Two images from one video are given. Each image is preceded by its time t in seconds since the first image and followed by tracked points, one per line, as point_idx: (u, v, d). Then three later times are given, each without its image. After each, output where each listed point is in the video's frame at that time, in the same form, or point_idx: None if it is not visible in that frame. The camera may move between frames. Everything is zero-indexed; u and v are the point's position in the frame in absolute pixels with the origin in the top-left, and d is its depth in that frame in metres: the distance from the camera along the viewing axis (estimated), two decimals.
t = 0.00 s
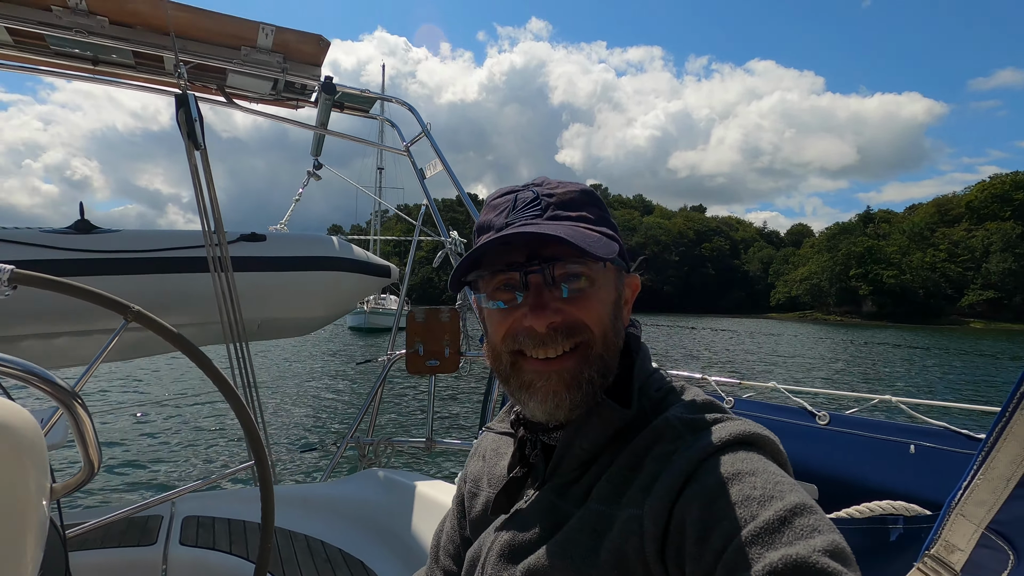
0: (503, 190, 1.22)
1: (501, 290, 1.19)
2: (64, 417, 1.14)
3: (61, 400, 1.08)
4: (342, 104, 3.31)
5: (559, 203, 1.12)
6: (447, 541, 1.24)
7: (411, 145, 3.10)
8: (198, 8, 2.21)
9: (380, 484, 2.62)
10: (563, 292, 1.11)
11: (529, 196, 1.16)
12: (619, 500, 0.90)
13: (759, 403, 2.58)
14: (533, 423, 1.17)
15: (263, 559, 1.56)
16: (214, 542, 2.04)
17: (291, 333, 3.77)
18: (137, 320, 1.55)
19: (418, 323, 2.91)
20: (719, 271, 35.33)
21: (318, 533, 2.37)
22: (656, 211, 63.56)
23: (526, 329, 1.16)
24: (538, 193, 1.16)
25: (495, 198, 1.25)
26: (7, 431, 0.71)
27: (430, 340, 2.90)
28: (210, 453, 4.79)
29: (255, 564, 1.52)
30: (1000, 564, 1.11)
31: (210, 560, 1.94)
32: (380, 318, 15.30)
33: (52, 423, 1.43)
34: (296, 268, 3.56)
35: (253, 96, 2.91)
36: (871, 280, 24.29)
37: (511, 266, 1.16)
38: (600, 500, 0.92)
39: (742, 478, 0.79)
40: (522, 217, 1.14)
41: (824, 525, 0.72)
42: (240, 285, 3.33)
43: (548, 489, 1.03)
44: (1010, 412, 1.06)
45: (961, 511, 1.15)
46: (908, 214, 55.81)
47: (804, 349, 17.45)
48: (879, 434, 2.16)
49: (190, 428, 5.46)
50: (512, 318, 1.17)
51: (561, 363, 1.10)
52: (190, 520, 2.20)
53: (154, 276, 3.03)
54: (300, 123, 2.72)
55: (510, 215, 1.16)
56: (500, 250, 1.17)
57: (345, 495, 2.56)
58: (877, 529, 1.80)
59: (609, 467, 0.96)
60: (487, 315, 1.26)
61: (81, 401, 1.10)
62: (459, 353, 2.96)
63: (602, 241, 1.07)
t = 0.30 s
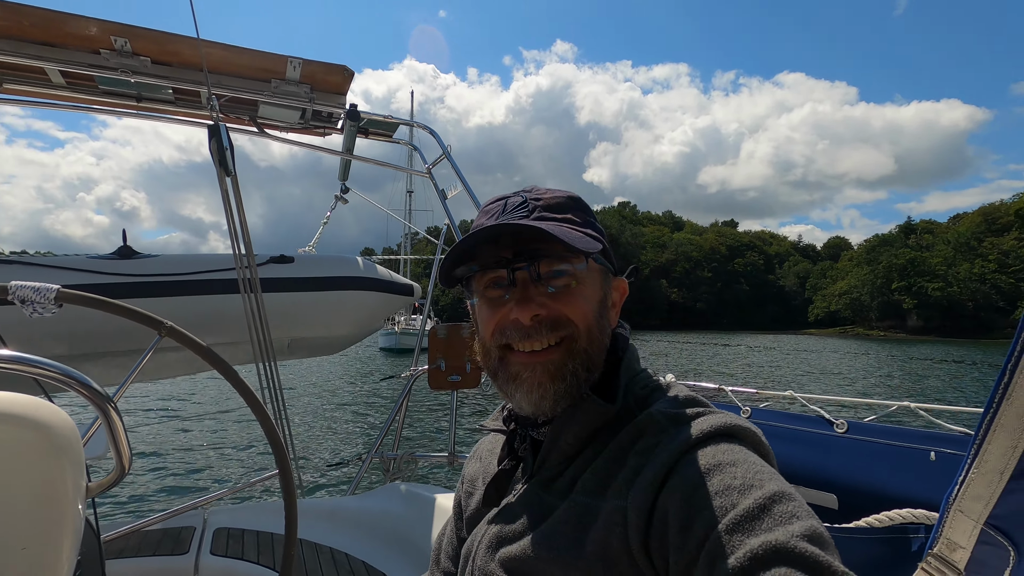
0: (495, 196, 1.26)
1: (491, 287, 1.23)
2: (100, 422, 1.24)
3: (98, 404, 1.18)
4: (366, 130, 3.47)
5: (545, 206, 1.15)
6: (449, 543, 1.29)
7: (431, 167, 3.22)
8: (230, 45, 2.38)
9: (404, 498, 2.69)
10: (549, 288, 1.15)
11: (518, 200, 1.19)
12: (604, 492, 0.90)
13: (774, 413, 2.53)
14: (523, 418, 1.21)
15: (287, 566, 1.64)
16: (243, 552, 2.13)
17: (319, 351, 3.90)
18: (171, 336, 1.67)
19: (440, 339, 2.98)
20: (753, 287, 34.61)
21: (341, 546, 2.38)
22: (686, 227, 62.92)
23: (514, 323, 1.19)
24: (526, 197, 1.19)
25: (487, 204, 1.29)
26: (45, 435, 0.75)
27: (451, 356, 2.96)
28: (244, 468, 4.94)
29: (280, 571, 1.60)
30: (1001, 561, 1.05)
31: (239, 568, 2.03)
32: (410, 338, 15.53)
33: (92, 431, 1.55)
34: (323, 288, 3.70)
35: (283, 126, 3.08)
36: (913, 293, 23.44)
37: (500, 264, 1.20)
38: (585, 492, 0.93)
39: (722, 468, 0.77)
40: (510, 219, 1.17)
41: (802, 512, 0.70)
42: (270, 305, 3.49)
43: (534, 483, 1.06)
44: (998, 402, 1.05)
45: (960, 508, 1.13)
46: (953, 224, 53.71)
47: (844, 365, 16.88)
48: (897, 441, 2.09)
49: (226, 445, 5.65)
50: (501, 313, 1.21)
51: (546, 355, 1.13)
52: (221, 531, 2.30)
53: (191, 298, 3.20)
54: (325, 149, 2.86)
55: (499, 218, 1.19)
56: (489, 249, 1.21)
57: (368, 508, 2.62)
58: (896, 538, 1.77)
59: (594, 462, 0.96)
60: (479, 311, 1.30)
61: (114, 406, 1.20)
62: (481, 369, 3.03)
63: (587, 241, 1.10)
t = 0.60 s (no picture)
0: (508, 197, 1.26)
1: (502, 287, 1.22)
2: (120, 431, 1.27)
3: (117, 414, 1.20)
4: (380, 143, 3.52)
5: (559, 208, 1.15)
6: (458, 553, 1.28)
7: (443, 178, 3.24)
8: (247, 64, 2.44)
9: (418, 509, 2.71)
10: (560, 291, 1.14)
11: (531, 202, 1.19)
12: (610, 500, 0.89)
13: (793, 419, 2.49)
14: (528, 424, 1.20)
15: None
16: (261, 564, 2.15)
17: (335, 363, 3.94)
18: (188, 347, 1.70)
19: (455, 349, 2.98)
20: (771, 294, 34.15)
21: (359, 556, 2.38)
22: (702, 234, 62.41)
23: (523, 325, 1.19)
24: (540, 199, 1.19)
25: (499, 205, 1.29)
26: (67, 445, 0.77)
27: (466, 366, 2.96)
28: (262, 480, 4.97)
29: None
30: None
31: None
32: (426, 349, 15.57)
33: (112, 442, 1.58)
34: (339, 300, 3.74)
35: (298, 141, 3.14)
36: (936, 297, 22.96)
37: (511, 265, 1.19)
38: (591, 500, 0.92)
39: (726, 476, 0.76)
40: (523, 220, 1.17)
41: (808, 519, 0.69)
42: (287, 317, 3.53)
43: (543, 492, 1.05)
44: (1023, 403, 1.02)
45: (987, 513, 1.09)
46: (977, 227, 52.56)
47: (867, 372, 16.54)
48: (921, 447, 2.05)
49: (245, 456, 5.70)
50: (511, 314, 1.20)
51: (555, 358, 1.12)
52: (239, 543, 2.31)
53: (210, 311, 3.25)
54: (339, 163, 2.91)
55: (512, 218, 1.19)
56: (501, 250, 1.21)
57: (384, 519, 2.62)
58: (923, 548, 1.72)
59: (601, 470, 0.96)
60: (488, 311, 1.29)
61: (134, 416, 1.22)
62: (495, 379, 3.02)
63: (600, 246, 1.11)
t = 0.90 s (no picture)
0: (531, 190, 1.21)
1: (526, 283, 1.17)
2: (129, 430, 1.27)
3: (126, 413, 1.20)
4: (387, 142, 3.52)
5: (589, 205, 1.12)
6: (456, 551, 1.27)
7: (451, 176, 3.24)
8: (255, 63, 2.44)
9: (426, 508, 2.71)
10: (588, 289, 1.11)
11: (557, 197, 1.14)
12: (622, 498, 0.87)
13: (805, 419, 2.45)
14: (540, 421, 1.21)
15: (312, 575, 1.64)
16: (270, 561, 2.15)
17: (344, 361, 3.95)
18: (197, 345, 1.70)
19: (462, 347, 2.97)
20: (781, 293, 33.89)
21: (365, 554, 2.38)
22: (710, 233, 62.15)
23: (549, 323, 1.14)
24: (567, 194, 1.15)
25: (520, 198, 1.24)
26: (78, 444, 0.76)
27: (474, 364, 2.96)
28: (271, 477, 5.00)
29: None
30: None
31: None
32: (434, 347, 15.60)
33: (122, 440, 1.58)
34: (346, 298, 3.74)
35: (306, 140, 3.14)
36: (948, 296, 22.70)
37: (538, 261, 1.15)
38: (603, 498, 0.90)
39: (740, 474, 0.75)
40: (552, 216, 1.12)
41: (822, 519, 0.68)
42: (295, 316, 3.54)
43: (553, 491, 1.03)
44: None
45: (1006, 518, 1.08)
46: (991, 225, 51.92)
47: (878, 372, 16.36)
48: (935, 448, 2.02)
49: (253, 454, 5.74)
50: (537, 311, 1.16)
51: (581, 359, 1.09)
52: (248, 540, 2.32)
53: (219, 309, 3.26)
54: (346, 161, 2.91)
55: (539, 213, 1.14)
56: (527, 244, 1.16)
57: (393, 518, 2.62)
58: (937, 551, 1.69)
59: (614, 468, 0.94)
60: (507, 307, 1.24)
61: (142, 415, 1.22)
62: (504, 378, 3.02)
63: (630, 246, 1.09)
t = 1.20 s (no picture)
0: (568, 176, 1.17)
1: (576, 259, 1.10)
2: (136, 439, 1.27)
3: (130, 423, 1.20)
4: (393, 140, 3.51)
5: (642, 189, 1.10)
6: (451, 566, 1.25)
7: (457, 174, 3.22)
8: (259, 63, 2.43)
9: (433, 506, 2.72)
10: (641, 269, 1.08)
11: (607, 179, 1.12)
12: (652, 497, 0.82)
13: (813, 419, 2.43)
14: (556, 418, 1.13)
15: None
16: (280, 561, 2.16)
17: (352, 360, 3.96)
18: (204, 350, 1.70)
19: (469, 345, 2.96)
20: (791, 285, 33.59)
21: (374, 552, 2.39)
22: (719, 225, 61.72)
23: (599, 300, 1.07)
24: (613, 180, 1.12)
25: (557, 183, 1.18)
26: (83, 454, 0.76)
27: (481, 363, 2.95)
28: (281, 475, 5.03)
29: None
30: None
31: None
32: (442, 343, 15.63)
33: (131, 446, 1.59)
34: (352, 297, 3.74)
35: (311, 139, 3.14)
36: (961, 287, 22.41)
37: (589, 236, 1.08)
38: (630, 497, 0.85)
39: (778, 474, 0.72)
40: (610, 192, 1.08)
41: (855, 528, 0.67)
42: (302, 315, 3.55)
43: (573, 492, 0.96)
44: None
45: (1016, 530, 1.06)
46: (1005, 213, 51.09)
47: (890, 365, 16.18)
48: (946, 449, 1.98)
49: (264, 451, 5.78)
50: (585, 288, 1.08)
51: (633, 339, 1.04)
52: (259, 539, 2.33)
53: (227, 310, 3.28)
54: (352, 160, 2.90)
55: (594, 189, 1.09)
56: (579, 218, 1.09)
57: (401, 517, 2.62)
58: (949, 553, 1.67)
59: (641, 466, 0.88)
60: (545, 286, 1.14)
61: (148, 425, 1.22)
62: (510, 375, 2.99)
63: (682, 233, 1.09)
